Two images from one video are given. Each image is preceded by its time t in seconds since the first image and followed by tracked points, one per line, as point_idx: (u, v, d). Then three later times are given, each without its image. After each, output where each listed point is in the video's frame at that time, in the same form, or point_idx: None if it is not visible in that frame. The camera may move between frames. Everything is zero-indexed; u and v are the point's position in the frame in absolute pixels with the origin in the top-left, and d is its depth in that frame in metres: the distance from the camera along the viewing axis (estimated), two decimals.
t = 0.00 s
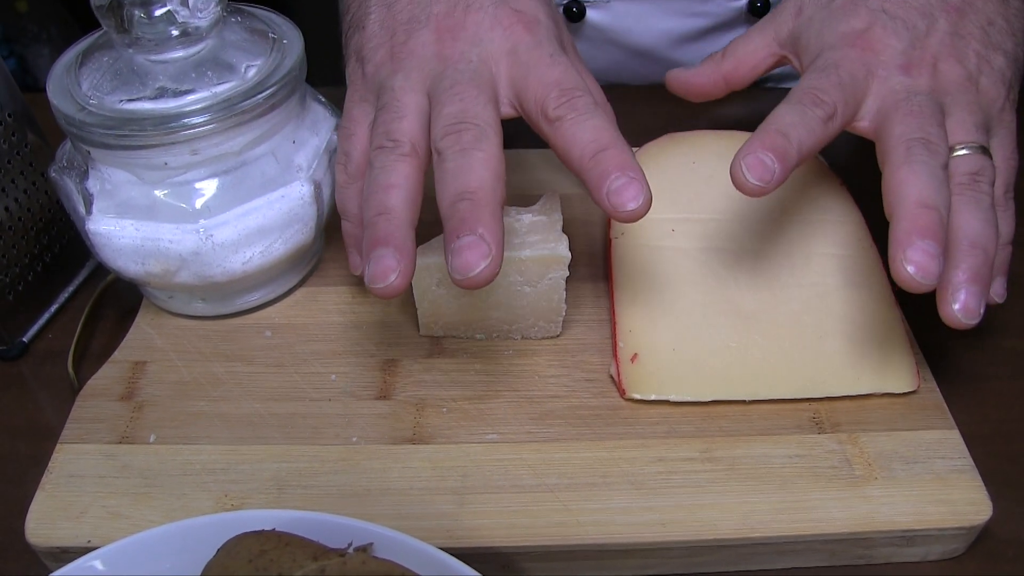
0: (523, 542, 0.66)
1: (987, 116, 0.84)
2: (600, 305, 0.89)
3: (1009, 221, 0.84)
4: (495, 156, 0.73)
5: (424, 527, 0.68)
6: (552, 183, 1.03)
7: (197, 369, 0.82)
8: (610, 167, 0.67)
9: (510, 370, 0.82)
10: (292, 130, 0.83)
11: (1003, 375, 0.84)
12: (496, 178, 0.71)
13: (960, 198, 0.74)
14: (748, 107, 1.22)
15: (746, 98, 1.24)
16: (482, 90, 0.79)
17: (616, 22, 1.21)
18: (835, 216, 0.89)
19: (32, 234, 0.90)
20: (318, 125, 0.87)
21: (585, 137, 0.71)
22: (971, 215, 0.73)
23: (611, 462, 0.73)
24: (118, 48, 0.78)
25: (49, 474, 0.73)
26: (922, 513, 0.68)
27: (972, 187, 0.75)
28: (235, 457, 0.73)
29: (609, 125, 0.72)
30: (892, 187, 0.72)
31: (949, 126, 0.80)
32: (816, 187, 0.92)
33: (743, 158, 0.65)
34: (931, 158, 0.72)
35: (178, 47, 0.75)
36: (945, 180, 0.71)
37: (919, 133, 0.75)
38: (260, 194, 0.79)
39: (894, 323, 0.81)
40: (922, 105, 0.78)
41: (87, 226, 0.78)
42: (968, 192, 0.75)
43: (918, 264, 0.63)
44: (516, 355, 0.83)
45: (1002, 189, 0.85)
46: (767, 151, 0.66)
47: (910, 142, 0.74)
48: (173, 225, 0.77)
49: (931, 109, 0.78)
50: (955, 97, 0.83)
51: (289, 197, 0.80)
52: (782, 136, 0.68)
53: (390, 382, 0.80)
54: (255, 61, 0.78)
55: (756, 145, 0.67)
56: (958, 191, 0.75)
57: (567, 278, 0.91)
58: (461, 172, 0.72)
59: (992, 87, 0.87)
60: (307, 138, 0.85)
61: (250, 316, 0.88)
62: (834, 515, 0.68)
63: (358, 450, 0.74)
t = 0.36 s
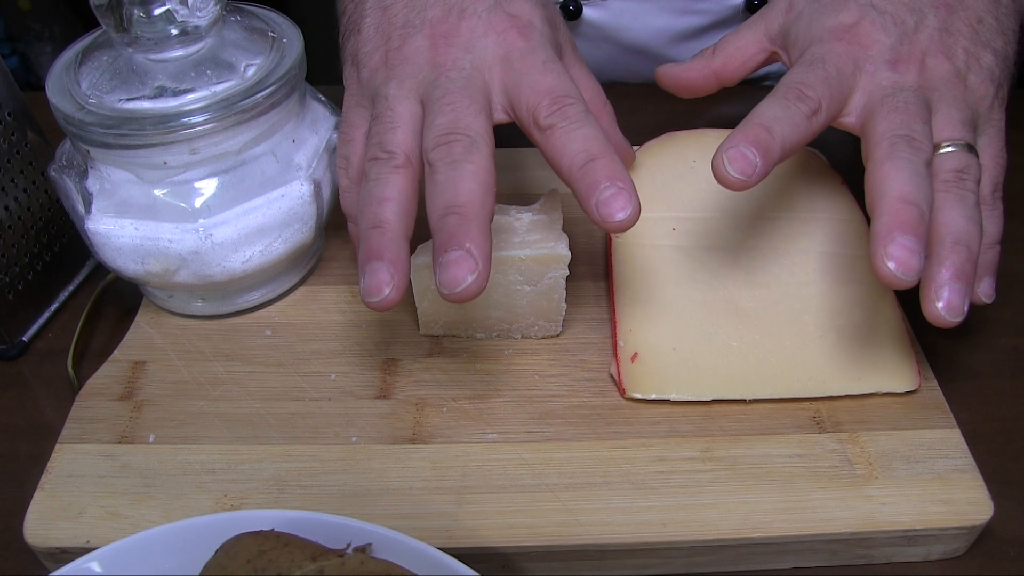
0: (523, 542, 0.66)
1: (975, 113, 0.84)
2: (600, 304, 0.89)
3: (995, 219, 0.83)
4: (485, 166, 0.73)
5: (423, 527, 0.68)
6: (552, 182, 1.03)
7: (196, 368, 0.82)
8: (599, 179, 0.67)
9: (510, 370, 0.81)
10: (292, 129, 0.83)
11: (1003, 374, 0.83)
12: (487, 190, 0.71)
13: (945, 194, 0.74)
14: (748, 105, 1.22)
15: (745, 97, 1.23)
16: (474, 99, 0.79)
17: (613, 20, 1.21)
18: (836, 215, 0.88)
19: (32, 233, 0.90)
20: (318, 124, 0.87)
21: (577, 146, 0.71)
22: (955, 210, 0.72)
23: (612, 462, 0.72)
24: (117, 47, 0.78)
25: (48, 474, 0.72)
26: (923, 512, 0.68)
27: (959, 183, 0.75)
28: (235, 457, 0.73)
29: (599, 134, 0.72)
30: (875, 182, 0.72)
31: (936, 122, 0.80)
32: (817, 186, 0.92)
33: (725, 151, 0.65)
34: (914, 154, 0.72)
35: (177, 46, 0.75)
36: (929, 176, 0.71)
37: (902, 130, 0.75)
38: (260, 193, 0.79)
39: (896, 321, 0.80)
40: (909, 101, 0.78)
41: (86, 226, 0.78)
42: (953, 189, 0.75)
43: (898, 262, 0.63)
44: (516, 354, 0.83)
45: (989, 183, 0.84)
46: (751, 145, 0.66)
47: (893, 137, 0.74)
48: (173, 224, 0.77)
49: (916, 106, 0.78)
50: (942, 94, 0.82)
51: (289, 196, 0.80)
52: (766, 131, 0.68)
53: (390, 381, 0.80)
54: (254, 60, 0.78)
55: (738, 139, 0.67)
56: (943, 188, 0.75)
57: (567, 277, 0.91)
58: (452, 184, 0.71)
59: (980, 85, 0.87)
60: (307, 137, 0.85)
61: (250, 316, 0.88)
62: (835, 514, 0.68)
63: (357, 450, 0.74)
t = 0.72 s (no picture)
0: (524, 540, 0.66)
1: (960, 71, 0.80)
2: (601, 303, 0.89)
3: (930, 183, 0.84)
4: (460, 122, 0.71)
5: (423, 525, 0.68)
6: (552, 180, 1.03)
7: (197, 366, 0.82)
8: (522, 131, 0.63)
9: (511, 368, 0.81)
10: (292, 128, 0.83)
11: (1003, 371, 0.83)
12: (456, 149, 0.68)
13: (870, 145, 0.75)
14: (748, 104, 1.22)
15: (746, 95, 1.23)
16: (448, 49, 0.74)
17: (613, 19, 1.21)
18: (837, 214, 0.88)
19: (33, 233, 0.90)
20: (319, 123, 0.87)
21: (505, 99, 0.67)
22: (871, 164, 0.76)
23: (612, 460, 0.73)
24: (118, 46, 0.78)
25: (49, 472, 0.73)
26: (923, 510, 0.68)
27: (903, 147, 0.75)
28: (235, 455, 0.73)
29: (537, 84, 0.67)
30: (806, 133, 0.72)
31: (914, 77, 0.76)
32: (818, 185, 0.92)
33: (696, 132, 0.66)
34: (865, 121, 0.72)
35: (177, 45, 0.75)
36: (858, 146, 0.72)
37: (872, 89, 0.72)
38: (261, 191, 0.79)
39: (896, 319, 0.80)
40: (891, 52, 0.73)
41: (86, 224, 0.78)
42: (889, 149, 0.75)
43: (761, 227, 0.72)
44: (517, 353, 0.83)
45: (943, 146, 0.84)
46: (717, 122, 0.67)
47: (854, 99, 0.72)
48: (173, 223, 0.77)
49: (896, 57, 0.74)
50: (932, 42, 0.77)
51: (290, 195, 0.80)
52: (746, 109, 0.68)
53: (391, 379, 0.80)
54: (254, 58, 0.78)
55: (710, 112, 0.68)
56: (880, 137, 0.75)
57: (568, 275, 0.91)
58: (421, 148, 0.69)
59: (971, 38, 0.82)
60: (308, 135, 0.85)
61: (251, 314, 0.88)
62: (835, 512, 0.68)
63: (358, 448, 0.74)
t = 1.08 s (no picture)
0: (521, 540, 0.67)
1: (821, 26, 0.89)
2: (598, 304, 0.89)
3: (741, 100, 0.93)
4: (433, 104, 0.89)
5: (421, 524, 0.68)
6: (550, 182, 1.03)
7: (195, 367, 0.83)
8: None
9: (508, 369, 0.82)
10: (291, 130, 0.83)
11: (999, 372, 0.84)
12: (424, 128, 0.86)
13: (712, 78, 0.89)
14: (745, 106, 1.22)
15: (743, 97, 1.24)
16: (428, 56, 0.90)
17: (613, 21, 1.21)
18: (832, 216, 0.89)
19: (32, 234, 0.90)
20: (318, 125, 0.87)
21: None
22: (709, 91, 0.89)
23: (609, 461, 0.73)
24: (118, 48, 0.78)
25: (48, 473, 0.73)
26: (918, 510, 0.69)
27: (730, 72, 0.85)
28: (234, 455, 0.74)
29: None
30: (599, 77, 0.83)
31: (779, 19, 0.85)
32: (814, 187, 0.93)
33: (596, 90, 0.82)
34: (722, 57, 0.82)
35: (177, 47, 0.75)
36: (694, 62, 0.81)
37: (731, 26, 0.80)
38: (260, 193, 0.80)
39: (892, 320, 0.81)
40: None
41: (86, 225, 0.78)
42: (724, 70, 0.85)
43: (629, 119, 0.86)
44: (515, 354, 0.83)
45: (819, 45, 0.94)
46: (616, 82, 0.81)
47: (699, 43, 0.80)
48: (173, 224, 0.77)
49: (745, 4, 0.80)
50: None
51: (289, 196, 0.80)
52: (649, 76, 0.81)
53: (389, 380, 0.81)
54: (253, 60, 0.79)
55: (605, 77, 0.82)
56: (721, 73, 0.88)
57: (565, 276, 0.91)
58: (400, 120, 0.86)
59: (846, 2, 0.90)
60: (307, 137, 0.85)
61: (250, 315, 0.88)
62: (831, 512, 0.69)
63: (356, 448, 0.74)
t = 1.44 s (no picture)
0: (519, 539, 0.67)
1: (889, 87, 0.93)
2: (595, 303, 0.90)
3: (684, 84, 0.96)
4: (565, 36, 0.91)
5: (419, 524, 0.68)
6: (547, 182, 1.03)
7: (193, 368, 0.83)
8: None
9: (506, 368, 0.82)
10: (289, 130, 0.84)
11: (995, 371, 0.84)
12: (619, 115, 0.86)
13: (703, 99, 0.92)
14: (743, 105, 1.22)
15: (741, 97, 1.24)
16: None
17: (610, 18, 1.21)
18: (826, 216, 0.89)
19: (30, 234, 0.90)
20: (315, 125, 0.88)
21: None
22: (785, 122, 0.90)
23: (606, 460, 0.73)
24: (116, 48, 0.78)
25: (46, 473, 0.73)
26: (915, 509, 0.69)
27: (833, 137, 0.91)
28: (232, 455, 0.74)
29: None
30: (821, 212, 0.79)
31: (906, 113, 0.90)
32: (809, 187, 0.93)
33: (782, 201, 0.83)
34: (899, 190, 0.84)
35: (175, 48, 0.75)
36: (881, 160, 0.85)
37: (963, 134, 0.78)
38: (258, 193, 0.80)
39: (888, 319, 0.81)
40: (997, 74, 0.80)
41: (84, 225, 0.78)
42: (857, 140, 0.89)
43: (771, 193, 0.88)
44: (512, 354, 0.84)
45: (841, 103, 0.95)
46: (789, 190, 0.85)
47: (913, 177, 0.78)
48: (171, 224, 0.77)
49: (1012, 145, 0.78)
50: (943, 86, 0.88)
51: (287, 196, 0.80)
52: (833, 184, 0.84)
53: (387, 380, 0.81)
54: (250, 61, 0.79)
55: (790, 189, 0.84)
56: (868, 141, 0.88)
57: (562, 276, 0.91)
58: (553, 60, 0.90)
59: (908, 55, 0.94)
60: (305, 138, 0.85)
61: (248, 315, 0.88)
62: (827, 511, 0.69)
63: (354, 448, 0.74)
